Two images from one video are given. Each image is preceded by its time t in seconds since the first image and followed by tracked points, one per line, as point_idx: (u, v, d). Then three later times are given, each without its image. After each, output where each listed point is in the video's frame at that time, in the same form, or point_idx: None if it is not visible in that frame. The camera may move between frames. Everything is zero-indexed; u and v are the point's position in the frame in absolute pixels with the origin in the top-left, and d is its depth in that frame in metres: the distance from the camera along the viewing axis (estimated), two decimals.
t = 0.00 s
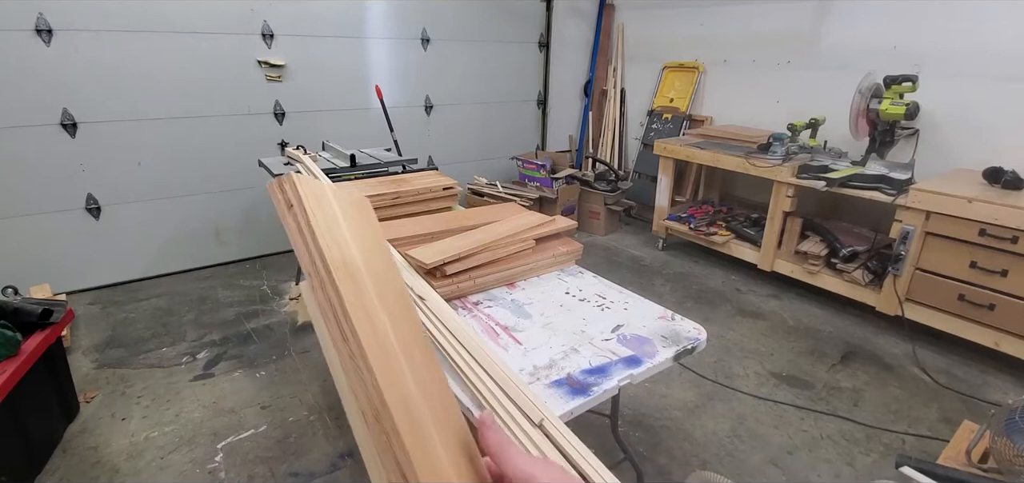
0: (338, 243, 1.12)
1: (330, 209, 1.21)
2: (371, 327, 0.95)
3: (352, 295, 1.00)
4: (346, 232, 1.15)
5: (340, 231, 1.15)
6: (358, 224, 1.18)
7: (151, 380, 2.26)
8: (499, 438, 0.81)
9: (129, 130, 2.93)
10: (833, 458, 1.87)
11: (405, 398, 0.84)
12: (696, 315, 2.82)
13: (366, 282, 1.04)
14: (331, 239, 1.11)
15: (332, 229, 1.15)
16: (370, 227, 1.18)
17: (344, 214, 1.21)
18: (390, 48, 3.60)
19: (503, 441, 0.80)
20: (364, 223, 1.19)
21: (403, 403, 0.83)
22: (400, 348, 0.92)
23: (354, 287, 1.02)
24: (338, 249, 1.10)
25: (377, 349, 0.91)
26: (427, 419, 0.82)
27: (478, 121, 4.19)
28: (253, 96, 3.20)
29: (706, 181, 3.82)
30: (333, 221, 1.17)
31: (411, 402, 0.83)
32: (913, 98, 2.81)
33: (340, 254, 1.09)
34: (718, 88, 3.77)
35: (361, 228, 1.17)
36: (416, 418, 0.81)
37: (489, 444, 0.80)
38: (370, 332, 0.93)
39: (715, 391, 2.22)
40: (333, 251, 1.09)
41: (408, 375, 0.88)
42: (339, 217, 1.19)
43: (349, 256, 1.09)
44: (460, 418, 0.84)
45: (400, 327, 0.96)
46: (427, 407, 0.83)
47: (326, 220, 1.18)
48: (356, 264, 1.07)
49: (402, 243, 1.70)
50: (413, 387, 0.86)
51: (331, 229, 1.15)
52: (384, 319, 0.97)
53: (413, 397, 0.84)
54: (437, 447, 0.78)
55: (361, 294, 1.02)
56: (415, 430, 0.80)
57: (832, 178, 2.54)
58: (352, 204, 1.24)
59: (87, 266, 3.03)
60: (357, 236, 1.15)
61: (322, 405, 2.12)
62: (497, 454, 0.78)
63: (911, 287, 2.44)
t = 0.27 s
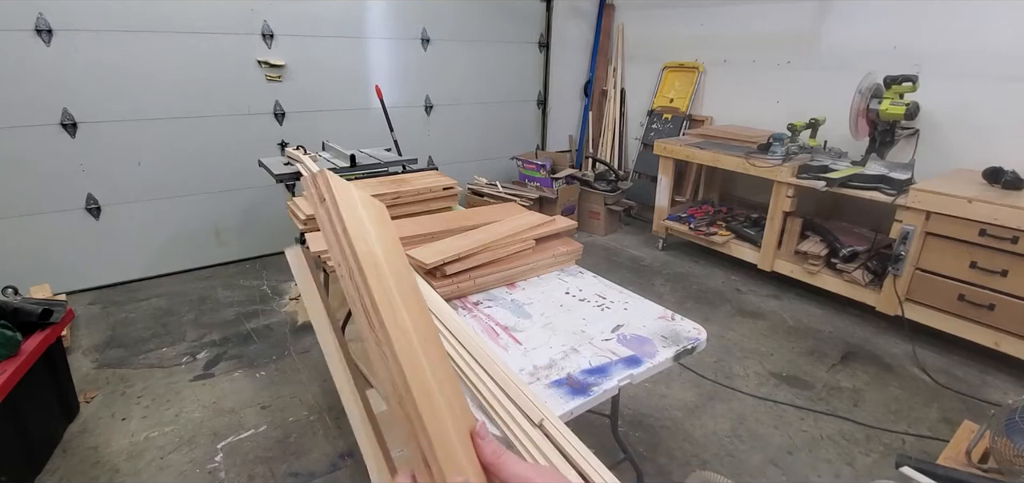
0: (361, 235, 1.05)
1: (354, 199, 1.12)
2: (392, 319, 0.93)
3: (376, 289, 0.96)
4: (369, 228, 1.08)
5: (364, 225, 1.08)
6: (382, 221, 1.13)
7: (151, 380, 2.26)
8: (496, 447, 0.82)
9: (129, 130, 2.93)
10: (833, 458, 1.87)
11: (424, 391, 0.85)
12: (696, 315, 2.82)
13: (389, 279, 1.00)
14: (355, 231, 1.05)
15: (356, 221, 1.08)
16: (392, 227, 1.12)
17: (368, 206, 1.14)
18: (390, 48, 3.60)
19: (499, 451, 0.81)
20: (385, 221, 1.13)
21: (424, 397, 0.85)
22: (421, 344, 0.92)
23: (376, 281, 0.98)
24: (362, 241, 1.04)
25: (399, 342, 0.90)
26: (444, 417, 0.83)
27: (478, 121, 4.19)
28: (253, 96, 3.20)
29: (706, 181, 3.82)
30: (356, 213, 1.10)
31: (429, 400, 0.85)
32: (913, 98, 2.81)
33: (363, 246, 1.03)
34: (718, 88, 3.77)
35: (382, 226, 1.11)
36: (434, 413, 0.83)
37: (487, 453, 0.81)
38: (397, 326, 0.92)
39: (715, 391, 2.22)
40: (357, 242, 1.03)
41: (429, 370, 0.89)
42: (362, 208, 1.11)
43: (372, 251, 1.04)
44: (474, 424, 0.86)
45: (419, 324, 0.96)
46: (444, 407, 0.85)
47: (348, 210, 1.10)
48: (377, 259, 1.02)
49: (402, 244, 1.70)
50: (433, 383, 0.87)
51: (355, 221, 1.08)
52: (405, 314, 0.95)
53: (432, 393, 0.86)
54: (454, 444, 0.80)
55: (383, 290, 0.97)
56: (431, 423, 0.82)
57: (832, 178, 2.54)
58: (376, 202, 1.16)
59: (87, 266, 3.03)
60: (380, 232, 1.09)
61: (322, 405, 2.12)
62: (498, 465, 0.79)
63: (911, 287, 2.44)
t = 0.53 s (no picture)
0: (375, 237, 1.04)
1: (369, 201, 1.10)
2: (403, 324, 0.92)
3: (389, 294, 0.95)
4: (383, 230, 1.06)
5: (379, 228, 1.06)
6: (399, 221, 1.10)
7: (151, 380, 2.26)
8: (504, 450, 0.81)
9: (129, 130, 2.93)
10: (833, 458, 1.87)
11: (435, 397, 0.84)
12: (696, 315, 2.82)
13: (403, 283, 0.98)
14: (370, 235, 1.04)
15: (371, 225, 1.06)
16: (409, 227, 1.10)
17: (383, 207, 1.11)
18: (390, 48, 3.60)
19: (508, 453, 0.80)
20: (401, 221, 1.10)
21: (433, 403, 0.84)
22: (433, 349, 0.91)
23: (390, 285, 0.96)
24: (375, 245, 1.02)
25: (410, 347, 0.89)
26: (456, 422, 0.83)
27: (477, 121, 4.19)
28: (253, 96, 3.20)
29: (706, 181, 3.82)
30: (371, 214, 1.07)
31: (439, 406, 0.84)
32: (913, 98, 2.81)
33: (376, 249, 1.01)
34: (718, 88, 3.77)
35: (399, 228, 1.08)
36: (444, 419, 0.83)
37: (496, 457, 0.80)
38: (407, 329, 0.91)
39: (715, 391, 2.22)
40: (370, 245, 1.02)
41: (439, 373, 0.88)
42: (379, 208, 1.08)
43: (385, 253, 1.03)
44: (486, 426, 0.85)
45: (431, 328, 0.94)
46: (454, 413, 0.84)
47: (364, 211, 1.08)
48: (391, 263, 1.00)
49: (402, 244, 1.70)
50: (444, 389, 0.87)
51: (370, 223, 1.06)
52: (417, 319, 0.94)
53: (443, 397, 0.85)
54: (464, 451, 0.79)
55: (396, 295, 0.96)
56: (442, 427, 0.81)
57: (832, 178, 2.54)
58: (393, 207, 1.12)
59: (87, 266, 3.03)
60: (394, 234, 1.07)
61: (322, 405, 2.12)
62: (506, 469, 0.78)
63: (911, 287, 2.44)
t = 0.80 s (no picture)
0: (365, 245, 0.96)
1: (356, 205, 1.00)
2: (397, 331, 0.88)
3: (381, 306, 0.89)
4: (374, 238, 0.98)
5: (369, 236, 0.98)
6: (393, 227, 1.02)
7: (151, 380, 2.26)
8: (507, 452, 0.82)
9: (128, 130, 2.93)
10: (833, 458, 1.87)
11: (432, 403, 0.82)
12: (696, 315, 2.82)
13: (397, 290, 0.93)
14: (358, 244, 0.95)
15: (360, 233, 0.97)
16: (405, 232, 1.02)
17: (374, 212, 1.02)
18: (390, 48, 3.60)
19: (511, 455, 0.81)
20: (396, 225, 1.03)
21: (429, 410, 0.82)
22: (430, 354, 0.88)
23: (383, 295, 0.91)
24: (365, 253, 0.94)
25: (404, 354, 0.86)
26: (454, 427, 0.82)
27: (477, 121, 4.19)
28: (253, 96, 3.20)
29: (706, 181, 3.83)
30: (359, 221, 0.99)
31: (437, 412, 0.82)
32: (913, 98, 2.81)
33: (366, 257, 0.94)
34: (718, 88, 3.77)
35: (393, 233, 1.01)
36: (442, 425, 0.81)
37: (498, 459, 0.81)
38: (398, 340, 0.87)
39: (715, 391, 2.22)
40: (358, 254, 0.94)
41: (434, 380, 0.85)
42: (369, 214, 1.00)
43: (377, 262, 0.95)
44: (488, 429, 0.85)
45: (428, 333, 0.91)
46: (453, 419, 0.83)
47: (351, 218, 0.99)
48: (384, 270, 0.94)
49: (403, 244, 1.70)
50: (441, 394, 0.84)
51: (358, 231, 0.97)
52: (411, 325, 0.90)
53: (441, 403, 0.83)
54: (464, 458, 0.79)
55: (388, 304, 0.90)
56: (439, 434, 0.80)
57: (832, 178, 2.54)
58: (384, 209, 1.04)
59: (87, 266, 3.03)
60: (387, 239, 0.99)
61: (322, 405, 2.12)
62: (508, 472, 0.79)
63: (911, 287, 2.44)
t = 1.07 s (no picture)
0: (371, 252, 1.00)
1: (361, 213, 1.05)
2: (398, 332, 0.90)
3: (382, 309, 0.91)
4: (379, 247, 1.02)
5: (375, 245, 1.02)
6: (398, 238, 1.07)
7: (151, 380, 2.26)
8: (510, 454, 0.80)
9: (128, 130, 2.93)
10: (833, 458, 1.87)
11: (431, 402, 0.83)
12: (696, 315, 2.82)
13: (399, 295, 0.95)
14: (365, 251, 0.99)
15: (366, 241, 1.01)
16: (409, 243, 1.06)
17: (380, 224, 1.07)
18: (390, 48, 3.60)
19: (514, 457, 0.79)
20: (402, 236, 1.08)
21: (429, 410, 0.82)
22: (431, 356, 0.89)
23: (385, 299, 0.93)
24: (368, 258, 0.98)
25: (404, 354, 0.87)
26: (454, 427, 0.82)
27: (477, 121, 4.19)
28: (254, 96, 3.20)
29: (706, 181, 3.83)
30: (365, 230, 1.03)
31: (436, 411, 0.82)
32: (913, 98, 2.81)
33: (370, 263, 0.98)
34: (718, 88, 3.77)
35: (398, 243, 1.05)
36: (441, 425, 0.81)
37: (501, 461, 0.79)
38: (398, 342, 0.88)
39: (715, 391, 2.22)
40: (361, 259, 0.98)
41: (434, 381, 0.86)
42: (371, 221, 1.05)
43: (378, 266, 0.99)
44: (491, 431, 0.85)
45: (430, 335, 0.92)
46: (453, 420, 0.83)
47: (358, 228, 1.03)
48: (387, 275, 0.98)
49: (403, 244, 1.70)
50: (441, 395, 0.85)
51: (363, 239, 1.02)
52: (412, 327, 0.91)
53: (441, 403, 0.84)
54: (465, 459, 0.78)
55: (390, 306, 0.93)
56: (438, 434, 0.80)
57: (832, 178, 2.54)
58: (390, 216, 1.09)
59: (87, 266, 3.03)
60: (393, 247, 1.04)
61: (322, 405, 2.12)
62: (510, 473, 0.78)
63: (911, 287, 2.44)
